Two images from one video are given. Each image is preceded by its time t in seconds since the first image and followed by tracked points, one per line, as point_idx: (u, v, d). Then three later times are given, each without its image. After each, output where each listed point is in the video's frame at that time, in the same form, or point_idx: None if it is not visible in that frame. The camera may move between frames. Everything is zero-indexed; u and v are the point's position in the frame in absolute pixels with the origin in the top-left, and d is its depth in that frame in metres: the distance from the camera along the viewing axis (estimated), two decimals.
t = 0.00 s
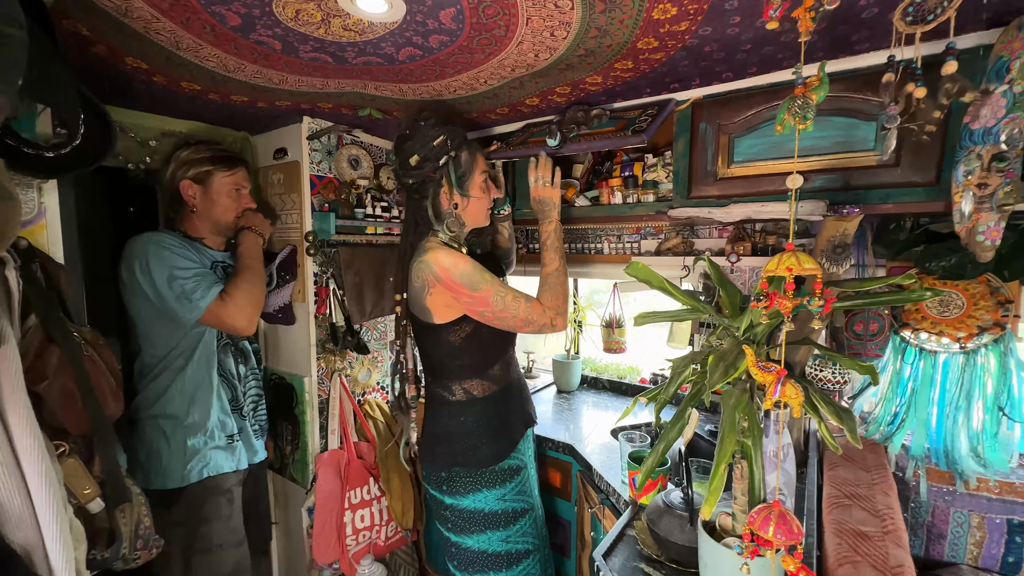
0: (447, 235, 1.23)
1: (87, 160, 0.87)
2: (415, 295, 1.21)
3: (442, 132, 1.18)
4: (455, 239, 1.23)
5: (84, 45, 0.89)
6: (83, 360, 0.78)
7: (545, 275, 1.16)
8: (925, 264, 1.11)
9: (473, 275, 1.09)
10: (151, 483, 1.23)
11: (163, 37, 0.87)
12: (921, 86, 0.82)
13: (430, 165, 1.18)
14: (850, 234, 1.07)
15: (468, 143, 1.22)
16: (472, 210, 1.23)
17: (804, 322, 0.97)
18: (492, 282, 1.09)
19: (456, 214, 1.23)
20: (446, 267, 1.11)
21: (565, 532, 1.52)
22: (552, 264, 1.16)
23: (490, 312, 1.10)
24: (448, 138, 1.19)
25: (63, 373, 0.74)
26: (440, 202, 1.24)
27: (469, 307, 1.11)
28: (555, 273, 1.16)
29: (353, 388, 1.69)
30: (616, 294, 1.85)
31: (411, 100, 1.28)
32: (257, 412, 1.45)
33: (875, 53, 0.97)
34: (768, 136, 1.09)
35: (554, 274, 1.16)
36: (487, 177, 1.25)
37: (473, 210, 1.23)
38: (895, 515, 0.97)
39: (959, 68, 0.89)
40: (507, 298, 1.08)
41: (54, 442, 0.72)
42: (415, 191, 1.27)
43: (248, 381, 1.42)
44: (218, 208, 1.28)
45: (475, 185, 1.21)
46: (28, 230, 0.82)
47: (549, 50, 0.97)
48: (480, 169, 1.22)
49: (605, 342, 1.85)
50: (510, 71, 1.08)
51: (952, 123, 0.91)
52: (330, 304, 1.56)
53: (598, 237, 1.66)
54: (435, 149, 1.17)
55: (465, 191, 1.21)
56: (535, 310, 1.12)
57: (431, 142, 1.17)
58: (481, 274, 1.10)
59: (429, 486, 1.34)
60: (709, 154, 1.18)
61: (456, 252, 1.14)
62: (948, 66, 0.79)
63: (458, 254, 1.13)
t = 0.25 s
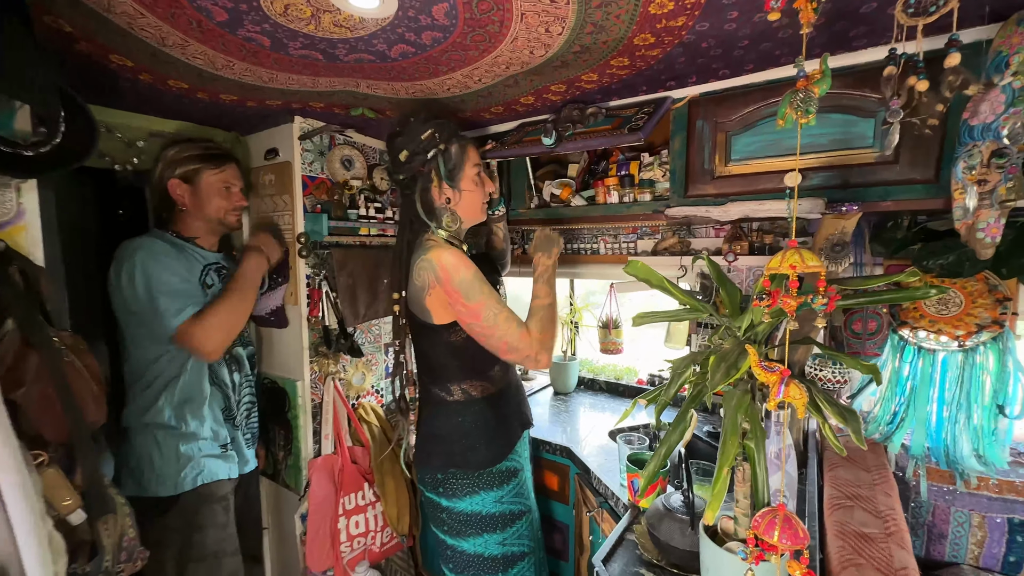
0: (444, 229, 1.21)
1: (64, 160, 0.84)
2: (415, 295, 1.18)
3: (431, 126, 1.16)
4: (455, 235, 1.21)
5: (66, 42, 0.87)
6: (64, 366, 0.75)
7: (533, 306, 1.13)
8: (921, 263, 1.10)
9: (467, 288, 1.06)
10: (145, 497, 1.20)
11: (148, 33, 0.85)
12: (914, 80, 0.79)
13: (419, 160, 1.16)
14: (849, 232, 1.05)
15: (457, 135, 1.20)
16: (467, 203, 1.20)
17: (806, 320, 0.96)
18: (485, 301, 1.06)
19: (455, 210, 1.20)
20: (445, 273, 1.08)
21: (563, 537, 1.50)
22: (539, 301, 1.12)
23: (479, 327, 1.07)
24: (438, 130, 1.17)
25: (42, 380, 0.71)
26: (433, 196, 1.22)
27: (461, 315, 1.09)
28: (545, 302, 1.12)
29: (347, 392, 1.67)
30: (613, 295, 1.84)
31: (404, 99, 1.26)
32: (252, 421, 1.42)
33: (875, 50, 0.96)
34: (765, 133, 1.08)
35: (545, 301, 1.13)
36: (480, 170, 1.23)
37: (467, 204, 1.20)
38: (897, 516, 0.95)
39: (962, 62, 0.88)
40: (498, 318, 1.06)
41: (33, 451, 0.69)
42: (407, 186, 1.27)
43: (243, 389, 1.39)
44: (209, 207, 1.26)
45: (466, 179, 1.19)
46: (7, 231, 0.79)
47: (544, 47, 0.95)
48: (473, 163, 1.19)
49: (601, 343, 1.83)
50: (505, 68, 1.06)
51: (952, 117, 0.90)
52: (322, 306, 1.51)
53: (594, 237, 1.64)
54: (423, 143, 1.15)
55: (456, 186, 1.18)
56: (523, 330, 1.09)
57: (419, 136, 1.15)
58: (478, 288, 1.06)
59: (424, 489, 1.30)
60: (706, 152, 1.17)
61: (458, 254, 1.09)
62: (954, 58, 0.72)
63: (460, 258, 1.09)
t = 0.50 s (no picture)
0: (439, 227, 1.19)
1: (49, 156, 0.82)
2: (415, 289, 1.17)
3: (421, 124, 1.15)
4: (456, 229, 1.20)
5: (51, 36, 0.84)
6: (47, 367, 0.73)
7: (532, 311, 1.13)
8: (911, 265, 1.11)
9: (468, 288, 1.05)
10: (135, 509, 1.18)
11: (137, 27, 0.83)
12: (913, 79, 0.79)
13: (410, 160, 1.19)
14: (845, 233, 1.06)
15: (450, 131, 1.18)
16: (462, 201, 1.19)
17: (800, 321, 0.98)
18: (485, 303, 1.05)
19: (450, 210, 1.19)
20: (450, 268, 1.07)
21: (558, 540, 1.49)
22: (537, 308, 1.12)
23: (477, 326, 1.06)
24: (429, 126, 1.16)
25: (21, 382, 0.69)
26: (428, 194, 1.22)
27: (461, 313, 1.08)
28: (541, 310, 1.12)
29: (340, 395, 1.64)
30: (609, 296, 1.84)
31: (399, 98, 1.25)
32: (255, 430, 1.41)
33: (870, 51, 0.95)
34: (761, 134, 1.08)
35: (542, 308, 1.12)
36: (475, 169, 1.19)
37: (462, 202, 1.18)
38: (895, 517, 0.95)
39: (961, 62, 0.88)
40: (497, 319, 1.05)
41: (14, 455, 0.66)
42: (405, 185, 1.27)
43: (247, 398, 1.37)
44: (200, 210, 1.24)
45: (458, 179, 1.16)
46: None
47: (542, 45, 0.94)
48: (466, 161, 1.16)
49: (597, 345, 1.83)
50: (502, 67, 1.05)
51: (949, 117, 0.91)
52: (315, 308, 1.51)
53: (589, 238, 1.64)
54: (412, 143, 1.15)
55: (448, 184, 1.17)
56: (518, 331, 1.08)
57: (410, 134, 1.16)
58: (480, 290, 1.06)
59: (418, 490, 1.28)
60: (702, 153, 1.17)
61: (464, 252, 1.09)
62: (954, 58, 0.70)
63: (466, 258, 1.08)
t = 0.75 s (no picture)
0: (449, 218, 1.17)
1: (43, 149, 0.79)
2: (428, 282, 1.14)
3: (432, 111, 1.13)
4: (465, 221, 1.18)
5: (44, 26, 0.82)
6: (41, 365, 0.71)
7: (565, 259, 1.09)
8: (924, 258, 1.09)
9: (495, 264, 1.03)
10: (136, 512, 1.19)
11: (132, 17, 0.81)
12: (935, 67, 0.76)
13: (422, 148, 1.14)
14: (856, 226, 1.04)
15: (460, 119, 1.17)
16: (472, 191, 1.18)
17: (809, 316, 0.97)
18: (517, 271, 1.03)
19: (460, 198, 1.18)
20: (471, 254, 1.04)
21: (562, 538, 1.47)
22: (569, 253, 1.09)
23: (520, 296, 1.06)
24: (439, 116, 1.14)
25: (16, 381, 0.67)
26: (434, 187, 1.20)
27: (495, 293, 1.06)
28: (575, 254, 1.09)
29: (342, 392, 1.63)
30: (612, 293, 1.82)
31: (400, 90, 1.23)
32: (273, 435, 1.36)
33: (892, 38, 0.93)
34: (770, 126, 1.06)
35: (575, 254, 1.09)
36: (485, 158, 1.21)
37: (474, 192, 1.18)
38: (907, 514, 0.94)
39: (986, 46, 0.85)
40: (534, 284, 1.04)
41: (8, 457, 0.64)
42: (410, 177, 1.24)
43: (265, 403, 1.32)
44: (209, 206, 1.18)
45: (472, 166, 1.16)
46: None
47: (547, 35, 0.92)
48: (478, 149, 1.17)
49: (600, 341, 1.81)
50: (505, 57, 1.03)
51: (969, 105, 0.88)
52: (316, 305, 1.49)
53: (593, 233, 1.62)
54: (426, 131, 1.12)
55: (462, 172, 1.16)
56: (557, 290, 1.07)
57: (421, 123, 1.13)
58: (506, 262, 1.03)
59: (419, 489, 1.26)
60: (709, 145, 1.15)
61: (480, 237, 1.06)
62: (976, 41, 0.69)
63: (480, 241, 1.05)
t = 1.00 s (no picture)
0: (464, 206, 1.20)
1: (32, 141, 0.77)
2: (440, 277, 1.14)
3: (446, 100, 1.13)
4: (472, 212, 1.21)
5: (34, 18, 0.80)
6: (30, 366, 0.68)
7: (574, 204, 1.14)
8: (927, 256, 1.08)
9: (507, 238, 1.05)
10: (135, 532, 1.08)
11: (125, 9, 0.78)
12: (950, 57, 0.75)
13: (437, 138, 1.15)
14: (861, 224, 1.03)
15: (473, 109, 1.20)
16: (485, 181, 1.24)
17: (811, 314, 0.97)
18: (530, 239, 1.05)
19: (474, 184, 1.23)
20: (480, 238, 1.05)
21: (562, 538, 1.46)
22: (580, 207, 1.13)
23: (536, 265, 1.06)
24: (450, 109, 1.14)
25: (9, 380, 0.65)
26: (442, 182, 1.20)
27: (512, 270, 1.07)
28: (585, 203, 1.13)
29: (340, 392, 1.61)
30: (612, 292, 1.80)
31: (400, 86, 1.21)
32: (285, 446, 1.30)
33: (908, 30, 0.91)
34: (775, 122, 1.05)
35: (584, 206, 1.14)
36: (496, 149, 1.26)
37: (485, 182, 1.23)
38: (913, 514, 0.93)
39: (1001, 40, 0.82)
40: (546, 247, 1.05)
41: None
42: (421, 168, 1.23)
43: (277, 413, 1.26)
44: (221, 203, 1.09)
45: (486, 155, 1.22)
46: None
47: (549, 29, 0.90)
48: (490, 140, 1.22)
49: (601, 340, 1.80)
50: (507, 52, 1.01)
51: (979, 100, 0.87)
52: (314, 304, 1.46)
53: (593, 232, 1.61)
54: (442, 119, 1.12)
55: (478, 161, 1.21)
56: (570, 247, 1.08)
57: (437, 111, 1.11)
58: (515, 233, 1.06)
59: (424, 482, 1.23)
60: (713, 141, 1.14)
61: (483, 223, 1.08)
62: (995, 30, 0.69)
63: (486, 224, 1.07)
